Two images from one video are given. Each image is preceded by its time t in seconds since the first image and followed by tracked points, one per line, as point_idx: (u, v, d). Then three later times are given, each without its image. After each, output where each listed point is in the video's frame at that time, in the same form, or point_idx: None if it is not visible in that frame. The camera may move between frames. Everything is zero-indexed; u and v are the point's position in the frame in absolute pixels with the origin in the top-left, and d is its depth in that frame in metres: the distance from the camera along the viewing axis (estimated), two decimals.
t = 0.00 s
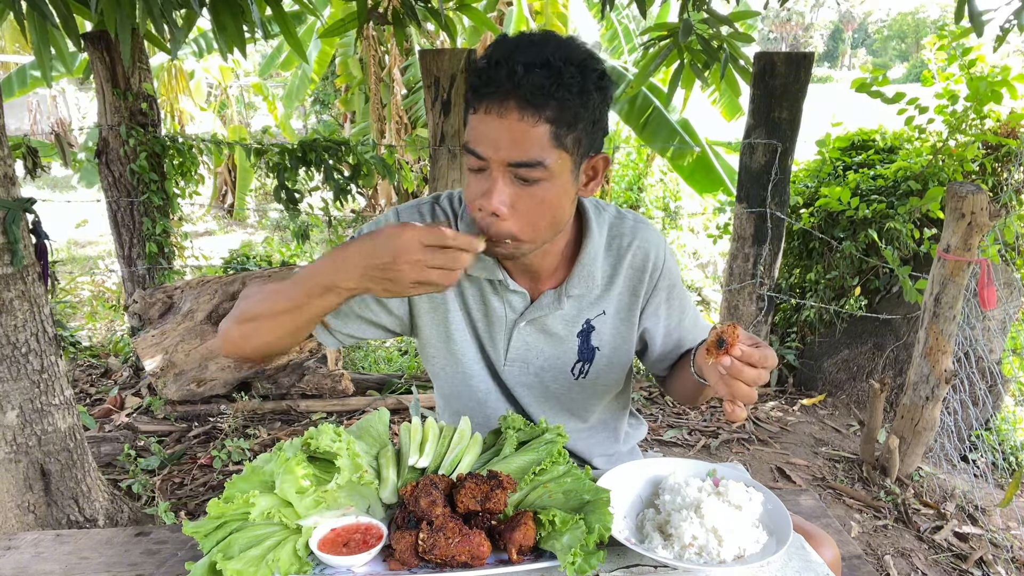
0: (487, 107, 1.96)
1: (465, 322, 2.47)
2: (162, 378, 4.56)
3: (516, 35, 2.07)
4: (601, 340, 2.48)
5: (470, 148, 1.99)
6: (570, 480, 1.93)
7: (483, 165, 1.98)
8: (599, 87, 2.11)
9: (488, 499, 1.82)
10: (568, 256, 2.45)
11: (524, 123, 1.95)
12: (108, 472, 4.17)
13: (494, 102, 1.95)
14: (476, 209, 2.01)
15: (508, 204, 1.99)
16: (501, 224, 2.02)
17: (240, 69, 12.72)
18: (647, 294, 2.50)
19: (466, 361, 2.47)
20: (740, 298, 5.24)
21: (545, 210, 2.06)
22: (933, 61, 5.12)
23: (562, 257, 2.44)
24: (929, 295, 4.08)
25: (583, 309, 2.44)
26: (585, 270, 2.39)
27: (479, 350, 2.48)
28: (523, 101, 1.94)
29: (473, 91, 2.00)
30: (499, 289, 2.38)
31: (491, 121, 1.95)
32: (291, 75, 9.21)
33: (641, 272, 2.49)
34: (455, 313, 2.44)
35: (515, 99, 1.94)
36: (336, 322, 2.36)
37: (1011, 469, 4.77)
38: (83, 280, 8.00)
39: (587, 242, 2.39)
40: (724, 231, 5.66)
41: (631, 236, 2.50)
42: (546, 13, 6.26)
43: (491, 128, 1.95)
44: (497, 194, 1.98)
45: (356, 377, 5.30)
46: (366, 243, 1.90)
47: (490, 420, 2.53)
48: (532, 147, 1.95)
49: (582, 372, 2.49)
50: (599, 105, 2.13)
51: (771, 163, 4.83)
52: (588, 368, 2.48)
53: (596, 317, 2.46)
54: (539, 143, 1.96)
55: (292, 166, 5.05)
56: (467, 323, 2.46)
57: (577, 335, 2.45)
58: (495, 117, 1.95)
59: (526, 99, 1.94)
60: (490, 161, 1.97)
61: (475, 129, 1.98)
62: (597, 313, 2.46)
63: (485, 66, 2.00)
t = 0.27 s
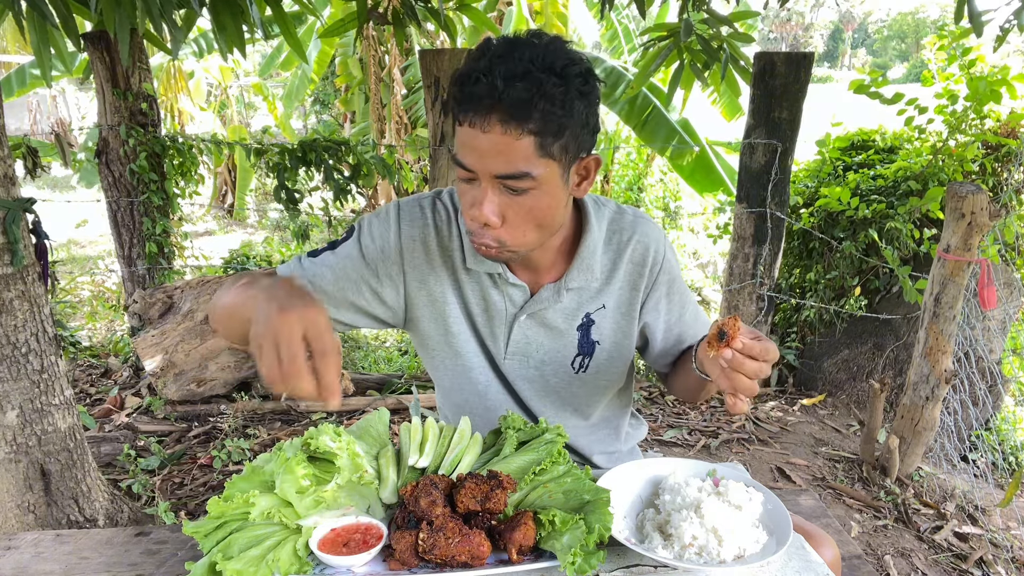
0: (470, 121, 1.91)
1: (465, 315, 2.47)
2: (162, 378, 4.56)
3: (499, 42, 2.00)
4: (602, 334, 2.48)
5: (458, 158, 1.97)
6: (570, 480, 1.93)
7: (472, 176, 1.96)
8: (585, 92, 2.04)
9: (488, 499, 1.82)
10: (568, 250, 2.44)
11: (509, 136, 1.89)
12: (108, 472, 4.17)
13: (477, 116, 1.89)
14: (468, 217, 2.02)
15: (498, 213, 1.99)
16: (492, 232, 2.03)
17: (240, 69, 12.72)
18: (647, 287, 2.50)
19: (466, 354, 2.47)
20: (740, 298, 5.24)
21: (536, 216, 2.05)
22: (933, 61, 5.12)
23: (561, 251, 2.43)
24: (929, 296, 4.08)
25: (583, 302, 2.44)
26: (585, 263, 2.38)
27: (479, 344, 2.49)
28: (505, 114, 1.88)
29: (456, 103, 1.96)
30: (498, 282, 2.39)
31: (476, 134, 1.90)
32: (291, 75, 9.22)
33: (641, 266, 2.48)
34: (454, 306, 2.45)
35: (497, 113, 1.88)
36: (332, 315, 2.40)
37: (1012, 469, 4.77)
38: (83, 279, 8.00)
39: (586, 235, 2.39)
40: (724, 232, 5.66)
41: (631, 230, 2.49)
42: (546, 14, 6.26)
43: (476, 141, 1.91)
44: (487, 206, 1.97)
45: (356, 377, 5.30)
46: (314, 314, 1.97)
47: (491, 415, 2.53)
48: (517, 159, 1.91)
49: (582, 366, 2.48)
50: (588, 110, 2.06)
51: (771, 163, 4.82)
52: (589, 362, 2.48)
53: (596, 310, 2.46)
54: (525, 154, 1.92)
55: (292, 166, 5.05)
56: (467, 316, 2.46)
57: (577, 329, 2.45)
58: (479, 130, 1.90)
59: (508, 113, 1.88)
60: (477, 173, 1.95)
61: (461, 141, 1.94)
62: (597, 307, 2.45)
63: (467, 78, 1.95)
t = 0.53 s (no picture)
0: (465, 122, 1.90)
1: (465, 315, 2.47)
2: (162, 378, 4.56)
3: (493, 43, 2.00)
4: (602, 330, 2.47)
5: (453, 159, 1.96)
6: (570, 480, 1.93)
7: (468, 177, 1.96)
8: (579, 91, 2.03)
9: (488, 499, 1.82)
10: (565, 246, 2.45)
11: (504, 137, 1.89)
12: (108, 472, 4.18)
13: (471, 118, 1.89)
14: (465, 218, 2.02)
15: (494, 213, 1.99)
16: (489, 232, 2.03)
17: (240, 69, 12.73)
18: (646, 282, 2.50)
19: (467, 354, 2.47)
20: (740, 298, 5.24)
21: (533, 215, 2.05)
22: (933, 61, 5.12)
23: (558, 248, 2.44)
24: (930, 296, 4.08)
25: (582, 299, 2.43)
26: (583, 259, 2.38)
27: (480, 343, 2.49)
28: (500, 116, 1.87)
29: (451, 105, 1.95)
30: (497, 280, 2.39)
31: (471, 136, 1.90)
32: (292, 75, 9.22)
33: (639, 260, 2.48)
34: (454, 306, 2.45)
35: (492, 115, 1.87)
36: (331, 318, 2.41)
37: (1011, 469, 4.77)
38: (82, 279, 8.00)
39: (584, 232, 2.39)
40: (724, 232, 5.66)
41: (628, 226, 2.49)
42: (546, 14, 6.26)
43: (470, 142, 1.90)
44: (483, 207, 1.97)
45: (356, 377, 5.30)
46: (283, 416, 1.68)
47: (493, 415, 2.53)
48: (513, 159, 1.91)
49: (584, 363, 2.48)
50: (582, 110, 2.06)
51: (771, 163, 4.82)
52: (590, 359, 2.47)
53: (595, 306, 2.45)
54: (520, 155, 1.92)
55: (292, 166, 5.05)
56: (467, 316, 2.46)
57: (578, 326, 2.45)
58: (474, 132, 1.89)
59: (503, 115, 1.87)
60: (473, 174, 1.94)
61: (456, 142, 1.93)
62: (597, 303, 2.45)
63: (461, 81, 1.94)
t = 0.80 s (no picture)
0: (464, 126, 1.90)
1: (465, 315, 2.46)
2: (162, 378, 4.57)
3: (490, 45, 1.99)
4: (602, 329, 2.47)
5: (452, 163, 1.97)
6: (569, 480, 1.93)
7: (467, 179, 1.96)
8: (577, 93, 2.03)
9: (488, 499, 1.82)
10: (564, 245, 2.45)
11: (503, 140, 1.89)
12: (108, 472, 4.18)
13: (470, 122, 1.89)
14: (465, 221, 2.02)
15: (494, 216, 1.99)
16: (489, 235, 2.03)
17: (241, 69, 12.73)
18: (646, 282, 2.49)
19: (468, 355, 2.47)
20: (740, 298, 5.24)
21: (532, 218, 2.05)
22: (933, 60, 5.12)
23: (558, 247, 2.44)
24: (929, 296, 4.08)
25: (583, 298, 2.43)
26: (583, 259, 2.38)
27: (480, 343, 2.48)
28: (499, 119, 1.87)
29: (449, 109, 1.95)
30: (497, 280, 2.39)
31: (470, 140, 1.90)
32: (292, 75, 9.22)
33: (640, 260, 2.48)
34: (454, 307, 2.45)
35: (491, 118, 1.87)
36: (332, 320, 2.42)
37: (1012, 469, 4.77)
38: (82, 279, 8.00)
39: (583, 231, 2.39)
40: (724, 232, 5.66)
41: (628, 225, 2.50)
42: (546, 14, 6.26)
43: (469, 146, 1.90)
44: (483, 210, 1.97)
45: (356, 377, 5.30)
46: (288, 435, 1.73)
47: (494, 415, 2.53)
48: (512, 162, 1.91)
49: (584, 363, 2.47)
50: (581, 112, 2.06)
51: (771, 163, 4.82)
52: (591, 359, 2.47)
53: (596, 306, 2.45)
54: (520, 158, 1.92)
55: (292, 166, 5.05)
56: (467, 316, 2.46)
57: (578, 326, 2.44)
58: (473, 136, 1.89)
59: (502, 118, 1.87)
60: (472, 177, 1.95)
61: (455, 145, 1.93)
62: (597, 302, 2.45)
63: (459, 84, 1.94)
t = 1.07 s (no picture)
0: (466, 129, 1.90)
1: (466, 316, 2.46)
2: (162, 378, 4.56)
3: (493, 47, 1.99)
4: (604, 330, 2.47)
5: (454, 164, 1.97)
6: (570, 480, 1.93)
7: (469, 182, 1.97)
8: (580, 96, 2.03)
9: (488, 499, 1.82)
10: (565, 245, 2.45)
11: (505, 144, 1.89)
12: (108, 472, 4.18)
13: (472, 125, 1.89)
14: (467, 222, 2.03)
15: (496, 219, 1.99)
16: (491, 238, 2.03)
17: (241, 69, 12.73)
18: (648, 282, 2.49)
19: (468, 355, 2.47)
20: (740, 298, 5.24)
21: (534, 220, 2.05)
22: (933, 60, 5.12)
23: (559, 247, 2.44)
24: (929, 296, 4.08)
25: (584, 298, 2.43)
26: (584, 259, 2.38)
27: (481, 344, 2.48)
28: (501, 123, 1.87)
29: (451, 111, 1.94)
30: (498, 281, 2.39)
31: (472, 143, 1.90)
32: (292, 75, 9.23)
33: (641, 260, 2.48)
34: (454, 307, 2.45)
35: (494, 122, 1.87)
36: (332, 320, 2.43)
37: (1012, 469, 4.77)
38: (82, 279, 7.99)
39: (585, 231, 2.39)
40: (724, 232, 5.66)
41: (629, 225, 2.50)
42: (546, 14, 6.26)
43: (472, 149, 1.90)
44: (485, 213, 1.98)
45: (356, 378, 5.30)
46: (283, 416, 1.76)
47: (495, 416, 2.53)
48: (514, 166, 1.91)
49: (586, 363, 2.47)
50: (582, 114, 2.06)
51: (772, 163, 4.82)
52: (592, 359, 2.47)
53: (597, 306, 2.45)
54: (522, 161, 1.92)
55: (292, 166, 5.05)
56: (468, 317, 2.46)
57: (579, 326, 2.44)
58: (475, 139, 1.89)
59: (505, 121, 1.87)
60: (474, 180, 1.95)
61: (457, 148, 1.93)
62: (598, 302, 2.45)
63: (462, 86, 1.93)
